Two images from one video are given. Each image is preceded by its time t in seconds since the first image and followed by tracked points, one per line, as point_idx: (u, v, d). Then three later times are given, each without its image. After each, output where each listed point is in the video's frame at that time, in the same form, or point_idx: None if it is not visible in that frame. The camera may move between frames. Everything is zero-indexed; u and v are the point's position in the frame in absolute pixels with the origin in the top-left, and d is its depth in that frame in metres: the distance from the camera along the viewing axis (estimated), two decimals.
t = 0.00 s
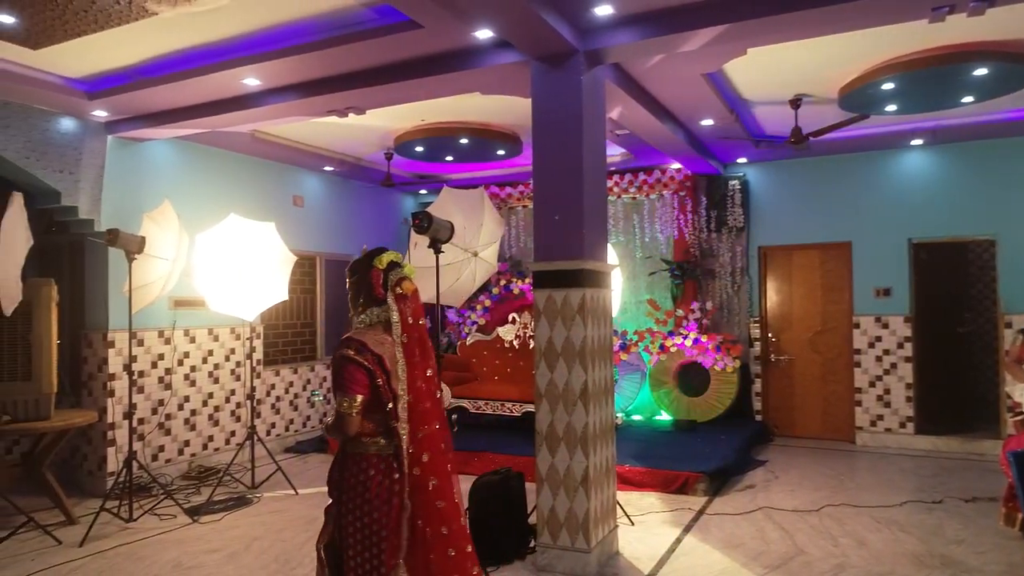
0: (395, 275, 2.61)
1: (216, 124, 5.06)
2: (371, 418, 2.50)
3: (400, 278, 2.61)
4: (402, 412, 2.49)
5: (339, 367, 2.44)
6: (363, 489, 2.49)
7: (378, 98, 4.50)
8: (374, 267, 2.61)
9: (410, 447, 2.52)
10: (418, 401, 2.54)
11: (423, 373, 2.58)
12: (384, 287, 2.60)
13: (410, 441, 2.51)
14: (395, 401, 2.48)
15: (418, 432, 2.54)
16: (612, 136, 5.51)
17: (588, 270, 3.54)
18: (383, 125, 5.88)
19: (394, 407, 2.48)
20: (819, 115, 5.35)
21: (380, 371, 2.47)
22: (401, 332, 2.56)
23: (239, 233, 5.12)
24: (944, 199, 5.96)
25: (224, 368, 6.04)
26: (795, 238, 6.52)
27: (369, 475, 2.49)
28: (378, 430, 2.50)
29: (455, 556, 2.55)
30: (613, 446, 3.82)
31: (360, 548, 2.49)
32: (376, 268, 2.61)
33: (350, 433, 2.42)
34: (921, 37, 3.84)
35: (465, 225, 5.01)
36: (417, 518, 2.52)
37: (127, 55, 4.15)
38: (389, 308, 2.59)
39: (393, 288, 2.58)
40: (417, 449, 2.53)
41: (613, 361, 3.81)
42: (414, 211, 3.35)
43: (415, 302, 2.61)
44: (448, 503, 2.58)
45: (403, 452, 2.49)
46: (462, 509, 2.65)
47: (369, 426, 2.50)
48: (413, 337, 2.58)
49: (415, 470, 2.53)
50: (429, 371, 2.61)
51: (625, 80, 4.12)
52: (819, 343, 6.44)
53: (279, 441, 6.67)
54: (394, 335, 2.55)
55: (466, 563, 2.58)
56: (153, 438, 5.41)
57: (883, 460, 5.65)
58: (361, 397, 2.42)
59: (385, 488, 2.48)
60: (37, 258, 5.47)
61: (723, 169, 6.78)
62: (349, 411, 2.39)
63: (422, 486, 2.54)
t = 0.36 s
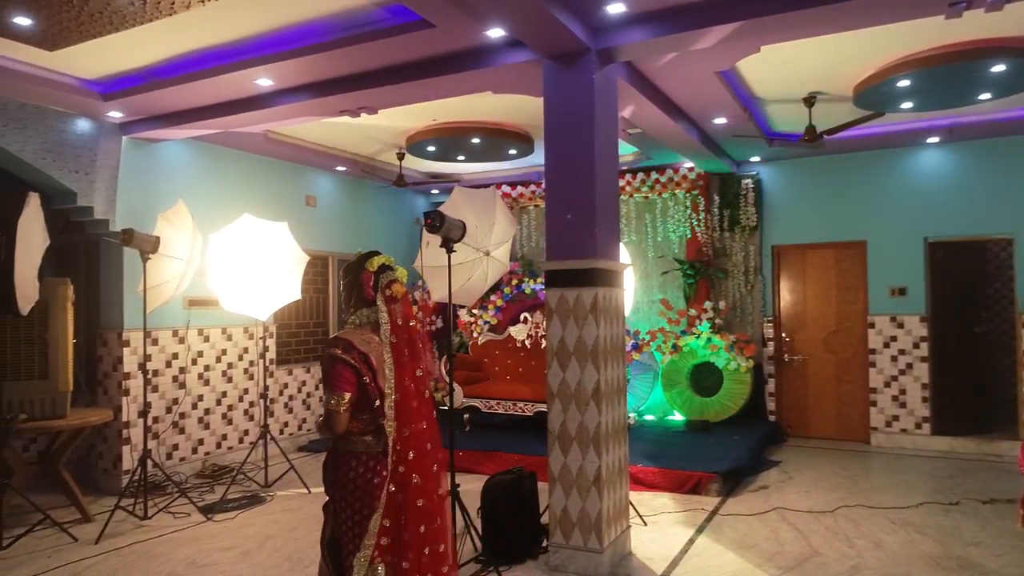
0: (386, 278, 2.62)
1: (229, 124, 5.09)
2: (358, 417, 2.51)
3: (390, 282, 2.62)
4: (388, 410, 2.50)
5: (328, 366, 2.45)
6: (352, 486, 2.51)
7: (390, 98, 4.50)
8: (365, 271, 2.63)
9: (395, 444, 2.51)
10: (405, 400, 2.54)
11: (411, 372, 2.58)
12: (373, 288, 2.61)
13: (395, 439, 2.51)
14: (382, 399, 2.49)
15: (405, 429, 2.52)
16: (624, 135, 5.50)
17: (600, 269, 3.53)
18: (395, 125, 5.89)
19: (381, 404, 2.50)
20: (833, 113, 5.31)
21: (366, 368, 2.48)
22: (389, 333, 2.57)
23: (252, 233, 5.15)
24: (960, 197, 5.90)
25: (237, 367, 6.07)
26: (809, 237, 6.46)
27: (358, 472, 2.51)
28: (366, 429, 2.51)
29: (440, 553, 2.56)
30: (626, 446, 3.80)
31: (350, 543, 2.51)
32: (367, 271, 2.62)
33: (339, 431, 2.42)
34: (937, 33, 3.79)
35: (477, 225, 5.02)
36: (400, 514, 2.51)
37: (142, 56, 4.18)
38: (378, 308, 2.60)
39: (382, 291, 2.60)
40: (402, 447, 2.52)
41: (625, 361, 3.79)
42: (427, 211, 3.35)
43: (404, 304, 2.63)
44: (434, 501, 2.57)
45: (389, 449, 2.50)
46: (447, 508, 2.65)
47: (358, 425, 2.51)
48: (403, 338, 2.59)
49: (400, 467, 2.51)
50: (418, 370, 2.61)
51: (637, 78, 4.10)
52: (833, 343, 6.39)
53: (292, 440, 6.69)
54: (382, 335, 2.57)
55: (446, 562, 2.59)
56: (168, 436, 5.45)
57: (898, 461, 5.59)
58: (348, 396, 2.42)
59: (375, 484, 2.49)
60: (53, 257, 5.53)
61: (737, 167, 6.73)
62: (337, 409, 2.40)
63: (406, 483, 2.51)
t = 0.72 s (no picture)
0: (385, 279, 2.66)
1: (246, 125, 5.12)
2: (353, 410, 2.58)
3: (389, 282, 2.66)
4: (381, 405, 2.55)
5: (325, 360, 2.52)
6: (343, 478, 2.58)
7: (405, 98, 4.51)
8: (365, 271, 2.67)
9: (387, 438, 2.56)
10: (398, 395, 2.58)
11: (405, 370, 2.62)
12: (371, 287, 2.66)
13: (387, 433, 2.56)
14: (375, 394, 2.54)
15: (399, 423, 2.58)
16: (640, 134, 5.47)
17: (617, 269, 3.50)
18: (410, 125, 5.90)
19: (373, 399, 2.56)
20: (852, 110, 5.24)
21: (360, 364, 2.55)
22: (385, 332, 2.61)
23: (269, 233, 5.18)
24: (982, 195, 5.80)
25: (254, 367, 6.11)
26: (828, 236, 6.39)
27: (349, 463, 2.57)
28: (360, 423, 2.59)
29: (426, 543, 2.63)
30: (643, 447, 3.77)
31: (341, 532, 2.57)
32: (367, 271, 2.67)
33: (333, 423, 2.49)
34: (960, 28, 3.72)
35: (492, 225, 5.01)
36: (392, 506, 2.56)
37: (159, 58, 4.22)
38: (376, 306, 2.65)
39: (381, 290, 2.63)
40: (394, 440, 2.57)
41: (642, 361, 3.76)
42: (443, 211, 3.35)
43: (402, 304, 2.67)
44: (423, 492, 2.63)
45: (379, 442, 2.55)
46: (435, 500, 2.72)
47: (352, 418, 2.58)
48: (399, 337, 2.63)
49: (391, 461, 2.57)
50: (412, 368, 2.66)
51: (654, 77, 4.07)
52: (852, 343, 6.32)
53: (308, 439, 6.71)
54: (378, 333, 2.62)
55: (433, 552, 2.67)
56: (186, 435, 5.49)
57: (919, 463, 5.51)
58: (341, 390, 2.49)
59: (366, 475, 2.56)
60: (74, 257, 5.59)
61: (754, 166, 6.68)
62: (332, 401, 2.48)
63: (392, 475, 2.56)
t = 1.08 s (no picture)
0: (385, 278, 2.67)
1: (260, 126, 5.16)
2: (352, 405, 2.59)
3: (389, 282, 2.67)
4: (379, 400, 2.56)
5: (326, 355, 2.54)
6: (341, 470, 2.58)
7: (417, 98, 4.52)
8: (365, 270, 2.67)
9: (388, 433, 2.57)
10: (396, 391, 2.59)
11: (404, 367, 2.63)
12: (371, 286, 2.67)
13: (388, 428, 2.57)
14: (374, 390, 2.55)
15: (398, 419, 2.59)
16: (653, 133, 5.46)
17: (629, 269, 3.49)
18: (422, 125, 5.91)
19: (372, 394, 2.57)
20: (867, 108, 5.20)
21: (359, 360, 2.55)
22: (385, 329, 2.62)
23: (282, 234, 5.21)
24: (1000, 193, 5.72)
25: (268, 367, 6.15)
26: (843, 235, 6.33)
27: (346, 457, 2.59)
28: (359, 417, 2.60)
29: (424, 536, 2.60)
30: (655, 447, 3.75)
31: (340, 524, 2.57)
32: (367, 271, 2.67)
33: (332, 416, 2.52)
34: (978, 24, 3.67)
35: (504, 225, 5.01)
36: (392, 497, 2.56)
37: (174, 60, 4.25)
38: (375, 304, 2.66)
39: (381, 290, 2.64)
40: (395, 435, 2.58)
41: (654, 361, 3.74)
42: (455, 211, 3.35)
43: (402, 303, 2.68)
44: (422, 486, 2.61)
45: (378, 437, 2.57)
46: (434, 495, 2.70)
47: (351, 412, 2.59)
48: (397, 335, 2.64)
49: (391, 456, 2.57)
50: (410, 366, 2.66)
51: (666, 76, 4.05)
52: (868, 343, 6.25)
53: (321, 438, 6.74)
54: (377, 331, 2.62)
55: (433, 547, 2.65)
56: (201, 434, 5.53)
57: (936, 464, 5.44)
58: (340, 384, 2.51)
59: (364, 468, 2.58)
60: (90, 257, 5.64)
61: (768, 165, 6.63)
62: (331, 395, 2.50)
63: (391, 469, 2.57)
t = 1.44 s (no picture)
0: (374, 282, 2.70)
1: (276, 127, 5.20)
2: (340, 405, 2.60)
3: (377, 285, 2.70)
4: (367, 401, 2.57)
5: (313, 357, 2.55)
6: (332, 470, 2.60)
7: (432, 99, 4.53)
8: (353, 274, 2.71)
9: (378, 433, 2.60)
10: (385, 392, 2.62)
11: (392, 368, 2.64)
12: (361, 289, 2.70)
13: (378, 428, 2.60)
14: (361, 392, 2.56)
15: (386, 419, 2.62)
16: (668, 133, 5.44)
17: (643, 268, 3.47)
18: (437, 125, 5.92)
19: (358, 396, 2.57)
20: (885, 106, 5.14)
21: (344, 363, 2.55)
22: (371, 332, 2.63)
23: (299, 234, 5.25)
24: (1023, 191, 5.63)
25: (285, 367, 6.20)
26: (861, 234, 6.26)
27: (337, 457, 2.60)
28: (346, 417, 2.61)
29: (416, 533, 2.62)
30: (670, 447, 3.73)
31: (334, 522, 2.59)
32: (356, 275, 2.70)
33: (320, 418, 2.54)
34: (999, 20, 3.61)
35: (518, 225, 5.02)
36: (382, 496, 2.58)
37: (193, 62, 4.30)
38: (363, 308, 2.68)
39: (368, 293, 2.66)
40: (387, 433, 2.62)
41: (669, 362, 3.72)
42: (469, 211, 3.35)
43: (389, 306, 2.70)
44: (415, 483, 2.64)
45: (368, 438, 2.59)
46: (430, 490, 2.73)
47: (339, 412, 2.60)
48: (385, 337, 2.65)
49: (383, 454, 2.61)
50: (399, 366, 2.68)
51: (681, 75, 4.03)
52: (887, 344, 6.18)
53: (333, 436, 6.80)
54: (363, 333, 2.63)
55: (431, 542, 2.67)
56: (219, 433, 5.59)
57: (957, 466, 5.37)
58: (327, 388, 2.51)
59: (354, 468, 2.60)
60: (111, 258, 5.72)
61: (785, 163, 6.57)
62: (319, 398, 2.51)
63: (383, 468, 2.59)
